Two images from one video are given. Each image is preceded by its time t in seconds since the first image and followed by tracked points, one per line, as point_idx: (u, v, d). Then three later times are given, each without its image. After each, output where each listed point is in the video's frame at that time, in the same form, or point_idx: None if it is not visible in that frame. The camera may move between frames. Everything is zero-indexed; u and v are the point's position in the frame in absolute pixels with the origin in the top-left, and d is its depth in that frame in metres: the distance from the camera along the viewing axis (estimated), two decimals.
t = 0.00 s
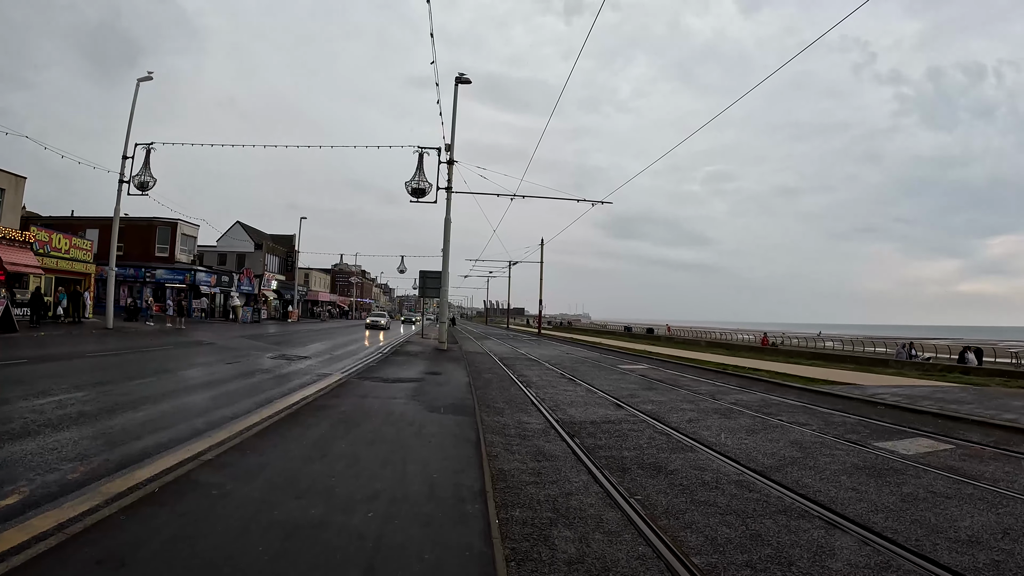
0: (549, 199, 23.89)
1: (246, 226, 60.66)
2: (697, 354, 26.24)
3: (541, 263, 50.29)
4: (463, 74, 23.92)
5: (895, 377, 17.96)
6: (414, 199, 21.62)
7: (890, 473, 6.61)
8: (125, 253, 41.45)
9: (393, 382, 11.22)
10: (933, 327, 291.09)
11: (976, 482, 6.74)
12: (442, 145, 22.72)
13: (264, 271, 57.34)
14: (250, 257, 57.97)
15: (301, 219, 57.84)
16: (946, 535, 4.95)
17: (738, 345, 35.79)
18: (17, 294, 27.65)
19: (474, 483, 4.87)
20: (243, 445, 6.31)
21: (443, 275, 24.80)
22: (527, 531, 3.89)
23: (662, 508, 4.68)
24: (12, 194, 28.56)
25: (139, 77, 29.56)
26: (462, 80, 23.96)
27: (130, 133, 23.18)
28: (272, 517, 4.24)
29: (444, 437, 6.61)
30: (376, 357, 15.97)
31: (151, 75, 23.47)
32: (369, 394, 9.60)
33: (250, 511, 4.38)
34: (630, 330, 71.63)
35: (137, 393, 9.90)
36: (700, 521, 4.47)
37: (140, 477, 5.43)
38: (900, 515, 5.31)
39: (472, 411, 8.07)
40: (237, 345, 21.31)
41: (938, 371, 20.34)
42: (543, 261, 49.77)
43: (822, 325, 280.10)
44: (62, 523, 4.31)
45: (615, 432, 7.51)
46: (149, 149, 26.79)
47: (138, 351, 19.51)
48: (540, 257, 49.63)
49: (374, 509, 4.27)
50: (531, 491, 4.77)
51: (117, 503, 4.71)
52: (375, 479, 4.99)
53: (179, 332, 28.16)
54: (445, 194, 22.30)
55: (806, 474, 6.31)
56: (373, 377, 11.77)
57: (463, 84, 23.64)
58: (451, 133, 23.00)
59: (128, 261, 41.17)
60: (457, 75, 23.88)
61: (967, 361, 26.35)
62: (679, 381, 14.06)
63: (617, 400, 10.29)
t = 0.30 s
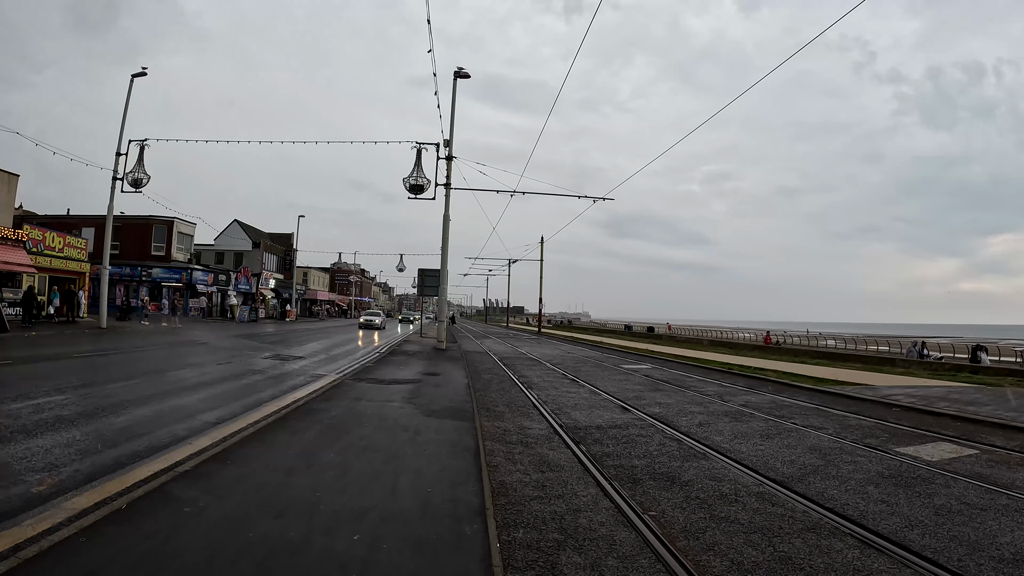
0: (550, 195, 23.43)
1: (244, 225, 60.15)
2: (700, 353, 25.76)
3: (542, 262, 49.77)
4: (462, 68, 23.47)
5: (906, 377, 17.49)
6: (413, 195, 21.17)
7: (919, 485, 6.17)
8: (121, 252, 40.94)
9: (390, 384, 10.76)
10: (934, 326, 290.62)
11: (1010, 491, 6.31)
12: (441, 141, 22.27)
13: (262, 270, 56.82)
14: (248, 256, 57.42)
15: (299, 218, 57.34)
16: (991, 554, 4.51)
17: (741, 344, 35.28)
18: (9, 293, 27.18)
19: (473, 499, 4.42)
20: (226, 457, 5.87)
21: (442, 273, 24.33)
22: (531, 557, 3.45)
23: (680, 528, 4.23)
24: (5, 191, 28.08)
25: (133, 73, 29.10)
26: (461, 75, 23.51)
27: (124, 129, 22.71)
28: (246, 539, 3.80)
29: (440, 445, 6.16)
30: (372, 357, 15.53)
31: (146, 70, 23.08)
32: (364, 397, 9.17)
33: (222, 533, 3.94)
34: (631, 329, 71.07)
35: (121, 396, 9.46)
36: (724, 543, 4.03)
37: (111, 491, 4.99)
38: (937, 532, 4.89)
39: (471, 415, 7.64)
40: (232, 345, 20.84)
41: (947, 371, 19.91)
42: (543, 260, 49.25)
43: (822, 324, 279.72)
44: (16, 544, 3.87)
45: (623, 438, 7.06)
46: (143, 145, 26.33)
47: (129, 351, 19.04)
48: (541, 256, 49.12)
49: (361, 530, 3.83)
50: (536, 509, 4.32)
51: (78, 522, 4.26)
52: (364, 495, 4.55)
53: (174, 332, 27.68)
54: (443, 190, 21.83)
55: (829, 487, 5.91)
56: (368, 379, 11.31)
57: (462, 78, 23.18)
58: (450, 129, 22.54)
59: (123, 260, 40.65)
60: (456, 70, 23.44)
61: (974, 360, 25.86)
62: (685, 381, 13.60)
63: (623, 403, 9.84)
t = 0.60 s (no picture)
0: (551, 193, 23.04)
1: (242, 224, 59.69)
2: (702, 354, 25.34)
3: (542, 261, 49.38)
4: (461, 64, 23.11)
5: (915, 379, 17.09)
6: (411, 192, 20.79)
7: (948, 497, 5.79)
8: (117, 251, 40.48)
9: (386, 386, 10.34)
10: (933, 326, 290.72)
11: None
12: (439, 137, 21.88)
13: (259, 269, 56.34)
14: (245, 255, 56.93)
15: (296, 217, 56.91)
16: None
17: (743, 344, 34.90)
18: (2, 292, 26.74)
19: (473, 516, 4.03)
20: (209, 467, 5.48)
21: (441, 272, 23.91)
22: None
23: (701, 549, 3.85)
24: None
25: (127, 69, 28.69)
26: (459, 70, 23.13)
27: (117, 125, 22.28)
28: (216, 564, 3.41)
29: (437, 453, 5.76)
30: (368, 358, 15.13)
31: (140, 67, 22.78)
32: (358, 400, 8.77)
33: (191, 556, 3.55)
34: (631, 329, 70.68)
35: (106, 399, 9.08)
36: (751, 565, 3.64)
37: (79, 505, 4.58)
38: (977, 548, 4.50)
39: (470, 420, 7.24)
40: (227, 345, 20.44)
41: (956, 372, 19.50)
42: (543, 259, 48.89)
43: (821, 324, 279.58)
44: None
45: (632, 445, 6.66)
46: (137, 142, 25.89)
47: (121, 351, 18.62)
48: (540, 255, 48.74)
49: (347, 554, 3.44)
50: (542, 527, 3.92)
51: (35, 543, 3.87)
52: (352, 512, 4.16)
53: (170, 332, 27.26)
54: (442, 187, 21.44)
55: (854, 500, 5.50)
56: (363, 381, 10.90)
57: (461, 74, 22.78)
58: (448, 125, 22.17)
59: (119, 259, 40.17)
60: (454, 65, 23.06)
61: (983, 361, 25.50)
62: (690, 383, 13.22)
63: (628, 406, 9.45)
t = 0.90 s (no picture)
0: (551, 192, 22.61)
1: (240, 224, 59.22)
2: (706, 356, 24.79)
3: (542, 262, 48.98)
4: (459, 61, 22.68)
5: (926, 381, 16.68)
6: (408, 192, 20.36)
7: (984, 514, 5.36)
8: (112, 251, 39.99)
9: (381, 391, 9.89)
10: (933, 326, 290.40)
11: None
12: (438, 136, 21.46)
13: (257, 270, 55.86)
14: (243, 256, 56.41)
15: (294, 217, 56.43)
16: None
17: (747, 345, 34.46)
18: None
19: (470, 544, 3.62)
20: (184, 488, 5.05)
21: (439, 273, 23.48)
22: None
23: None
24: None
25: (121, 68, 28.31)
26: (458, 68, 22.69)
27: (110, 123, 21.83)
28: None
29: (432, 467, 5.35)
30: (364, 361, 14.72)
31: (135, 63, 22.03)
32: (351, 406, 8.34)
33: None
34: (632, 330, 70.22)
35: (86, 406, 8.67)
36: None
37: (38, 529, 4.19)
38: None
39: (471, 429, 6.82)
40: (221, 348, 19.97)
41: (968, 374, 19.00)
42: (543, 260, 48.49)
43: (821, 325, 279.18)
44: None
45: (642, 457, 6.24)
46: (131, 140, 25.45)
47: (112, 354, 18.17)
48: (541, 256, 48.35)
49: None
50: (548, 556, 3.51)
51: None
52: (336, 539, 3.75)
53: (164, 334, 26.79)
54: (440, 186, 21.01)
55: (886, 520, 5.07)
56: (356, 386, 10.45)
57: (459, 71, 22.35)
58: (446, 123, 21.74)
59: (115, 259, 39.66)
60: (452, 62, 22.62)
61: (992, 362, 25.06)
62: (697, 387, 12.79)
63: (635, 413, 9.01)
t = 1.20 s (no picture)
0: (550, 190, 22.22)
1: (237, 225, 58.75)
2: (709, 357, 24.39)
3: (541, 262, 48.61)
4: (457, 58, 22.30)
5: (936, 383, 16.31)
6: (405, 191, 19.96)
7: None
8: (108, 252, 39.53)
9: (375, 395, 9.45)
10: (933, 328, 290.18)
11: None
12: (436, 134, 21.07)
13: (254, 271, 55.41)
14: (240, 257, 55.96)
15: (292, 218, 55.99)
16: None
17: (748, 346, 34.11)
18: None
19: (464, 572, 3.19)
20: (152, 504, 4.60)
21: (438, 273, 23.08)
22: None
23: None
24: None
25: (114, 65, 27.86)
26: (456, 65, 22.30)
27: (102, 121, 21.38)
28: None
29: (425, 479, 4.91)
30: (359, 363, 14.31)
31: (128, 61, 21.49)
32: (342, 411, 7.91)
33: None
34: (631, 331, 69.83)
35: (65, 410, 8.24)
36: None
37: None
38: None
39: (467, 436, 6.39)
40: (215, 349, 19.51)
41: (975, 375, 18.66)
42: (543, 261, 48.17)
43: (821, 326, 278.91)
44: None
45: (652, 467, 5.80)
46: (124, 139, 25.00)
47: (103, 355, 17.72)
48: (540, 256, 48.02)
49: None
50: None
51: None
52: (313, 565, 3.32)
53: (157, 335, 26.28)
54: (438, 185, 20.61)
55: (920, 537, 4.64)
56: (349, 389, 10.01)
57: (458, 68, 21.96)
58: (444, 121, 21.35)
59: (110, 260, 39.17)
60: (451, 59, 22.23)
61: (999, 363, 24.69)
62: (702, 390, 12.36)
63: (641, 418, 8.56)
